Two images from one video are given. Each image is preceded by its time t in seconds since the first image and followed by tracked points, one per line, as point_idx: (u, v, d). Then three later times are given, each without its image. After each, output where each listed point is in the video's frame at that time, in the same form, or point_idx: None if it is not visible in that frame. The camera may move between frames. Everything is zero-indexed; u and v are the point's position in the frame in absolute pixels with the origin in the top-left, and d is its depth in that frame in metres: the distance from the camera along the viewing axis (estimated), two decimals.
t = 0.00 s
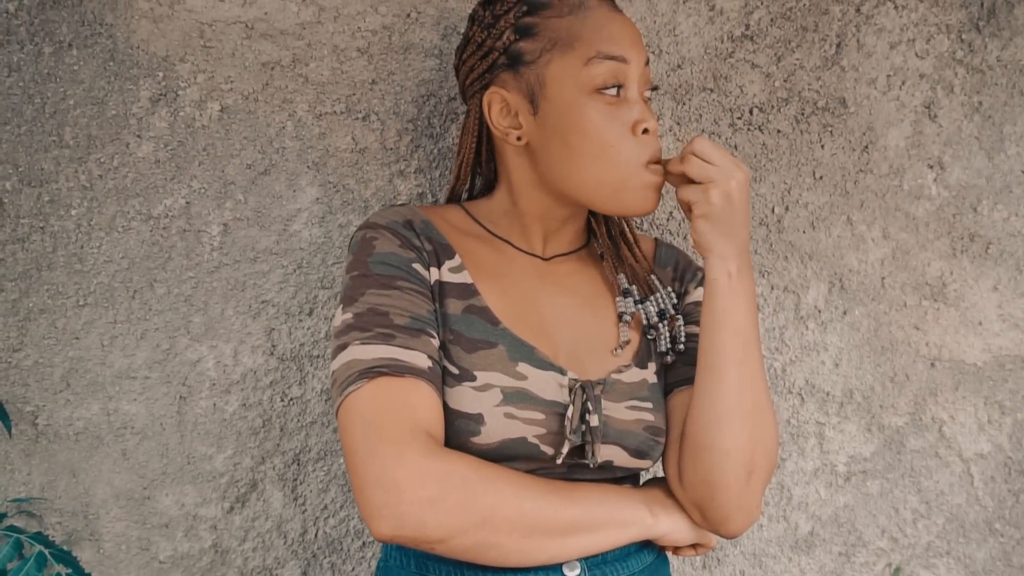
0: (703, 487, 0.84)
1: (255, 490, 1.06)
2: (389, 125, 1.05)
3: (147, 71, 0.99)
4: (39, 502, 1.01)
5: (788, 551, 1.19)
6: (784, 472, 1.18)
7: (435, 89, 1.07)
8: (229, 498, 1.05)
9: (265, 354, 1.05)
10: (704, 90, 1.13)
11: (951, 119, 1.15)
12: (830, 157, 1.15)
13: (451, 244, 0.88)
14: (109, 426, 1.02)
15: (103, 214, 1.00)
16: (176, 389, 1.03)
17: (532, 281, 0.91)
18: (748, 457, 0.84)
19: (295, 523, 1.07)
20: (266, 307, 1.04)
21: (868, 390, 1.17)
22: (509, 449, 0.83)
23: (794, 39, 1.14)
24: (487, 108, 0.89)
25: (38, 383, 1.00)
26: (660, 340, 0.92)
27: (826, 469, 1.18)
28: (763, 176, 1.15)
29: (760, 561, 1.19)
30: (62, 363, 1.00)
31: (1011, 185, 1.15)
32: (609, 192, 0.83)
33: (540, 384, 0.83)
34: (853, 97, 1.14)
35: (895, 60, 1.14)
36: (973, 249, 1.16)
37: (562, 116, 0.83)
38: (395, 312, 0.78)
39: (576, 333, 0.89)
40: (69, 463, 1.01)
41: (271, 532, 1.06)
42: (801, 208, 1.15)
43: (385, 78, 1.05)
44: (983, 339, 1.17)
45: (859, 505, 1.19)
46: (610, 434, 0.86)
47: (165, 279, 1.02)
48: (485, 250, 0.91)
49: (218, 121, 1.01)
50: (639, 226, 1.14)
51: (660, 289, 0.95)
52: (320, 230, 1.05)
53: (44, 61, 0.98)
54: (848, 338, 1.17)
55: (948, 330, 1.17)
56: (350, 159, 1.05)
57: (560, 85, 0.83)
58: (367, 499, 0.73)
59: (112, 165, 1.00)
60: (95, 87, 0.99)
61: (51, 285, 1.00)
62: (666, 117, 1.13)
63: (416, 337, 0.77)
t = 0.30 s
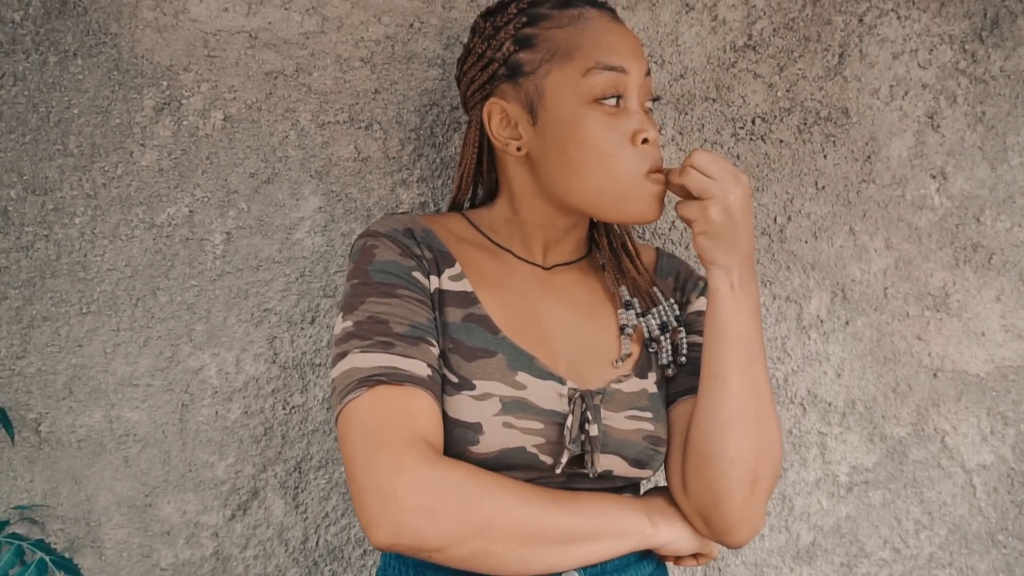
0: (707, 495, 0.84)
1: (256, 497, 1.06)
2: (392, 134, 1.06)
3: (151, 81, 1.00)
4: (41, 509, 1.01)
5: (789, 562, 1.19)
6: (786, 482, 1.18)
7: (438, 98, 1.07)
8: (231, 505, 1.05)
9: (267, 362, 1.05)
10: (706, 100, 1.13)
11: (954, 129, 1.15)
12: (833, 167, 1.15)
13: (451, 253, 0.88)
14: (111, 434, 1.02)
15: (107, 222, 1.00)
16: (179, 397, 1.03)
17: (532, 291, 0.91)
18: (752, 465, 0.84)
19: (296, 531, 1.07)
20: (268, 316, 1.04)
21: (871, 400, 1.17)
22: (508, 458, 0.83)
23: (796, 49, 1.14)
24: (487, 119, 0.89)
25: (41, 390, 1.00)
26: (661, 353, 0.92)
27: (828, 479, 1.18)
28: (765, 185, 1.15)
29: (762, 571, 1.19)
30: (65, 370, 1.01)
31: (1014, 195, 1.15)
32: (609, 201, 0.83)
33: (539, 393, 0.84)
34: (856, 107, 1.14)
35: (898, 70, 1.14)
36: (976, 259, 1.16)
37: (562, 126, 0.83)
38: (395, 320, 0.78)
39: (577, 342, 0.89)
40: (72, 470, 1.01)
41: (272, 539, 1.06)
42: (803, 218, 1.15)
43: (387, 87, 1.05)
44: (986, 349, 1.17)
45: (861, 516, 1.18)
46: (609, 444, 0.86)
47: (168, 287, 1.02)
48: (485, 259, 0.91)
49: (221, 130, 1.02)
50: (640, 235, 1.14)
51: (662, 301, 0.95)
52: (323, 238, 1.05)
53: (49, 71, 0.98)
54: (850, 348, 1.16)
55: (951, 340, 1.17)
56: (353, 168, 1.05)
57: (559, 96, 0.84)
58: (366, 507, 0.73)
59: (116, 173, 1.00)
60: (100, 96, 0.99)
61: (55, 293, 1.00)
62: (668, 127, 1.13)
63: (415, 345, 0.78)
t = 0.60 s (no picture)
0: (705, 505, 0.84)
1: (257, 503, 1.06)
2: (394, 142, 1.06)
3: (154, 87, 1.00)
4: (43, 513, 1.01)
5: (790, 570, 1.18)
6: (787, 490, 1.18)
7: (440, 106, 1.07)
8: (232, 511, 1.05)
9: (269, 369, 1.05)
10: (707, 108, 1.14)
11: (956, 137, 1.15)
12: (834, 175, 1.15)
13: (450, 260, 0.89)
14: (113, 439, 1.02)
15: (110, 228, 1.01)
16: (180, 403, 1.04)
17: (531, 299, 0.91)
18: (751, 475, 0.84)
19: (297, 537, 1.07)
20: (270, 322, 1.05)
21: (872, 408, 1.17)
22: (506, 466, 0.83)
23: (798, 57, 1.14)
24: (486, 128, 0.90)
25: (43, 395, 1.01)
26: (660, 362, 0.92)
27: (829, 487, 1.18)
28: (767, 194, 1.15)
29: None
30: (68, 375, 1.01)
31: (1016, 204, 1.15)
32: (607, 210, 0.83)
33: (536, 400, 0.84)
34: (858, 115, 1.14)
35: (899, 78, 1.14)
36: (978, 268, 1.16)
37: (560, 135, 0.84)
38: (393, 327, 0.78)
39: (575, 351, 0.89)
40: (74, 475, 1.02)
41: (273, 545, 1.06)
42: (804, 226, 1.15)
43: (390, 95, 1.06)
44: (988, 358, 1.16)
45: (863, 524, 1.18)
46: (607, 452, 0.86)
47: (170, 293, 1.03)
48: (485, 267, 0.91)
49: (224, 137, 1.02)
50: (641, 243, 1.14)
51: (661, 310, 0.95)
52: (324, 245, 1.05)
53: (53, 78, 0.99)
54: (851, 356, 1.16)
55: (952, 348, 1.16)
56: (355, 175, 1.05)
57: (558, 105, 0.84)
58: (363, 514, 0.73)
59: (119, 180, 1.01)
60: (104, 103, 1.00)
61: (58, 299, 1.00)
62: (670, 135, 1.13)
63: (413, 353, 0.78)
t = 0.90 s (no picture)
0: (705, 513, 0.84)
1: (257, 508, 1.06)
2: (395, 149, 1.07)
3: (157, 95, 1.01)
4: (44, 518, 1.02)
5: None
6: (786, 497, 1.18)
7: (440, 113, 1.08)
8: (232, 516, 1.06)
9: (269, 374, 1.06)
10: (707, 115, 1.14)
11: (956, 145, 1.15)
12: (834, 183, 1.15)
13: (450, 267, 0.89)
14: (114, 444, 1.03)
15: (112, 234, 1.01)
16: (181, 408, 1.04)
17: (532, 306, 0.92)
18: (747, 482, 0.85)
19: (297, 542, 1.07)
20: (271, 328, 1.05)
21: (871, 415, 1.17)
22: (505, 473, 0.83)
23: (798, 65, 1.14)
24: (486, 136, 0.90)
25: (45, 401, 1.01)
26: (659, 369, 0.92)
27: (828, 494, 1.18)
28: (766, 201, 1.15)
29: None
30: (69, 381, 1.02)
31: (1015, 211, 1.15)
32: (606, 218, 0.84)
33: (536, 407, 0.84)
34: (857, 123, 1.15)
35: (898, 86, 1.14)
36: (977, 275, 1.16)
37: (560, 143, 0.84)
38: (393, 334, 0.79)
39: (576, 358, 0.89)
40: (76, 479, 1.02)
41: (273, 550, 1.07)
42: (804, 234, 1.16)
43: (390, 102, 1.06)
44: (987, 365, 1.17)
45: (862, 531, 1.18)
46: (606, 459, 0.86)
47: (172, 299, 1.03)
48: (486, 274, 0.91)
49: (226, 143, 1.03)
50: (640, 250, 1.15)
51: (660, 317, 0.96)
52: (325, 252, 1.06)
53: (56, 85, 0.99)
54: (851, 363, 1.17)
55: (951, 355, 1.17)
56: (356, 182, 1.06)
57: (558, 114, 0.84)
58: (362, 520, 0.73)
59: (121, 187, 1.01)
60: (106, 110, 1.00)
61: (61, 304, 1.01)
62: (669, 142, 1.14)
63: (413, 359, 0.78)
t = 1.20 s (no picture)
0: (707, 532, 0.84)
1: (256, 514, 1.07)
2: (394, 156, 1.07)
3: (157, 102, 1.01)
4: (44, 523, 1.02)
5: None
6: (783, 503, 1.18)
7: (439, 121, 1.08)
8: (231, 521, 1.06)
9: (268, 380, 1.06)
10: (705, 123, 1.15)
11: (953, 152, 1.15)
12: (831, 190, 1.16)
13: (450, 276, 0.89)
14: (114, 449, 1.03)
15: (112, 240, 1.02)
16: (181, 414, 1.04)
17: (531, 315, 0.92)
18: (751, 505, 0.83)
19: (295, 547, 1.08)
20: (270, 334, 1.06)
21: (868, 421, 1.18)
22: (504, 481, 0.84)
23: (795, 73, 1.15)
24: (483, 147, 0.91)
25: (46, 406, 1.02)
26: (657, 377, 0.92)
27: (825, 500, 1.18)
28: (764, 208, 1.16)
29: None
30: (69, 386, 1.02)
31: (1012, 219, 1.16)
32: (599, 235, 0.85)
33: (535, 416, 0.85)
34: (854, 131, 1.15)
35: (896, 94, 1.15)
36: (974, 282, 1.17)
37: (556, 160, 0.85)
38: (395, 343, 0.79)
39: (573, 367, 0.90)
40: (75, 485, 1.03)
41: (272, 556, 1.07)
42: (801, 241, 1.16)
43: (390, 110, 1.07)
44: (985, 372, 1.17)
45: (859, 537, 1.19)
46: (604, 466, 0.87)
47: (172, 305, 1.04)
48: (485, 283, 0.92)
49: (226, 150, 1.03)
50: (638, 257, 1.15)
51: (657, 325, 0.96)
52: (324, 258, 1.06)
53: (57, 92, 1.00)
54: (848, 370, 1.17)
55: (949, 362, 1.17)
56: (355, 189, 1.06)
57: (554, 130, 0.85)
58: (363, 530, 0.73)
59: (122, 194, 1.02)
60: (107, 117, 1.01)
61: (61, 310, 1.01)
62: (667, 150, 1.14)
63: (414, 369, 0.79)
